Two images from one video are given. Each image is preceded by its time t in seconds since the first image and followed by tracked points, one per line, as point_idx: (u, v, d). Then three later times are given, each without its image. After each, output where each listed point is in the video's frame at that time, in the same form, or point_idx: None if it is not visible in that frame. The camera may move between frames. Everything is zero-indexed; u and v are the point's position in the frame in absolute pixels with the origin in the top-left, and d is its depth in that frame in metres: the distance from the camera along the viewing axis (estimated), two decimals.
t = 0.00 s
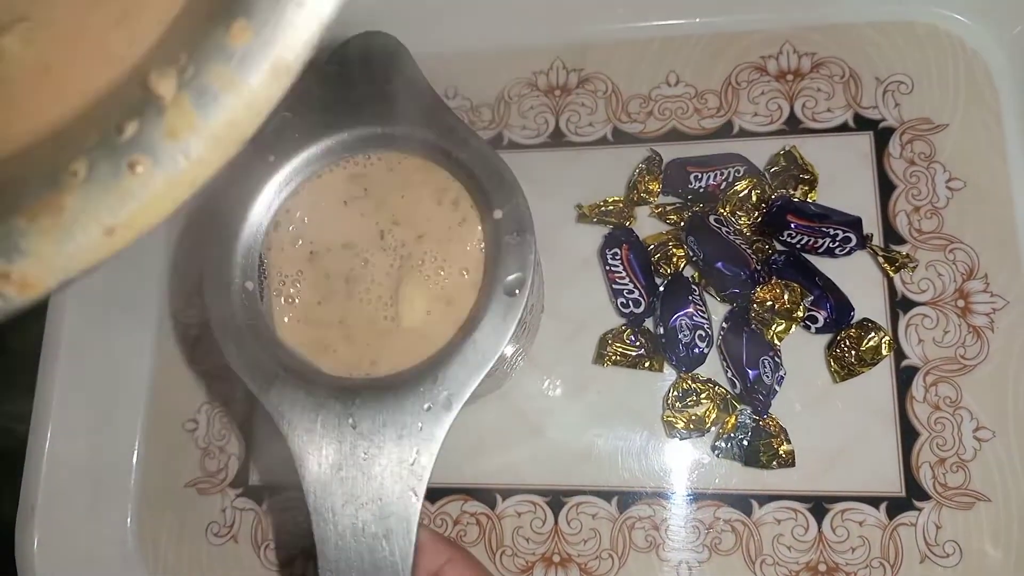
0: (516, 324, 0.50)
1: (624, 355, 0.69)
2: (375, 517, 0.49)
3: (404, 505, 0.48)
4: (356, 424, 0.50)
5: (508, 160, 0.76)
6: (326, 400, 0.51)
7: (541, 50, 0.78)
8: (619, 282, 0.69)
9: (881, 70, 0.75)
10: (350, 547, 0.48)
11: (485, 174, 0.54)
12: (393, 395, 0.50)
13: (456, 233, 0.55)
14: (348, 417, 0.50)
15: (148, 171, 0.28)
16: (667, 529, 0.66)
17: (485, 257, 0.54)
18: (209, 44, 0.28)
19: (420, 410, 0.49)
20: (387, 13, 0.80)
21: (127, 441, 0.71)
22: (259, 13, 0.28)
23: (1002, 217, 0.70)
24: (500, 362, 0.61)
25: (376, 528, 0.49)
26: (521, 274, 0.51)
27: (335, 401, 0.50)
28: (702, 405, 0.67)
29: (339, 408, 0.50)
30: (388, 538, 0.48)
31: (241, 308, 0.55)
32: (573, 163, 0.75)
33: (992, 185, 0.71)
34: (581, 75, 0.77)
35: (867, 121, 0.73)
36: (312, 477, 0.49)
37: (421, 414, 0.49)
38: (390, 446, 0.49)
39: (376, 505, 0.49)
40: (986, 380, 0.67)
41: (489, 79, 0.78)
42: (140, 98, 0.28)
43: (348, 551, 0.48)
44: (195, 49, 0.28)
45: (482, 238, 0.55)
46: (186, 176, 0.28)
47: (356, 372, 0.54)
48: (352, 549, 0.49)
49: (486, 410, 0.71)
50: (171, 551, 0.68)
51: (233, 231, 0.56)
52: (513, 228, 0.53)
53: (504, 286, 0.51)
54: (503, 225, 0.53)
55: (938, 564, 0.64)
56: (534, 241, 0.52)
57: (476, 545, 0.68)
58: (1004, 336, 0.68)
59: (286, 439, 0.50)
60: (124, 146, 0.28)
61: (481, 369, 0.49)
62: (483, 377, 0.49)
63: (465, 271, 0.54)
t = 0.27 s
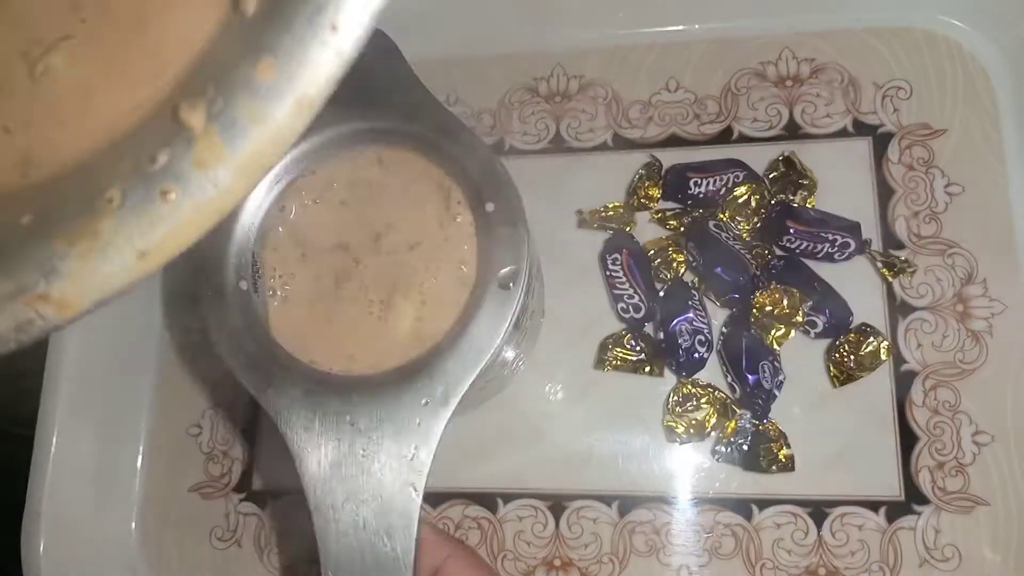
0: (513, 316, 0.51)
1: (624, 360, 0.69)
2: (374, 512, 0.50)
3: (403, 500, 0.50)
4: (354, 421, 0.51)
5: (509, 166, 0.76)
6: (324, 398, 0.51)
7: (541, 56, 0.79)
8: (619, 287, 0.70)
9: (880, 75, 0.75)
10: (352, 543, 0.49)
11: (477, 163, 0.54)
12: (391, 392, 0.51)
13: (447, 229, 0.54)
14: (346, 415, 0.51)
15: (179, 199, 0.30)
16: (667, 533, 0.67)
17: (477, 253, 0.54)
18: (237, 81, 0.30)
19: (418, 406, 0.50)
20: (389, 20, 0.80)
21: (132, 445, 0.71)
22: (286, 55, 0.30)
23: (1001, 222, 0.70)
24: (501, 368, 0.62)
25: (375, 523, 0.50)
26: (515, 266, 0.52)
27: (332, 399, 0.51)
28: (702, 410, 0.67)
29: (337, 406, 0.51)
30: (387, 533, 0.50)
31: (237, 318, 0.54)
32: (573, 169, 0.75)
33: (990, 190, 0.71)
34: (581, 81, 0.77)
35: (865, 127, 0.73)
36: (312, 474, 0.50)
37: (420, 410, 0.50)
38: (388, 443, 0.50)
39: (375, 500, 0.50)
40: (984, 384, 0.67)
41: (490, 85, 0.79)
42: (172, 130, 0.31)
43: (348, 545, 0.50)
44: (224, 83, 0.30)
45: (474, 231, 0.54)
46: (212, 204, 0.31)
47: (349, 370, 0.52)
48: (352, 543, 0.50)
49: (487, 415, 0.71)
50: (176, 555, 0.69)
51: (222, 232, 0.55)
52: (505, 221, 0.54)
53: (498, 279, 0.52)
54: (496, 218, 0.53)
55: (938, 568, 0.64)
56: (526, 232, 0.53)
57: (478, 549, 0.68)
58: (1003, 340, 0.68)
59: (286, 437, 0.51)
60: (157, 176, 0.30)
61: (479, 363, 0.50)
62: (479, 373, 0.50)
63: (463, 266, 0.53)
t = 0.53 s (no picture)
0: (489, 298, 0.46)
1: (628, 362, 0.70)
2: (321, 531, 0.42)
3: (355, 516, 0.42)
4: (301, 423, 0.44)
5: (515, 170, 0.77)
6: (270, 397, 0.46)
7: (547, 62, 0.80)
8: (623, 291, 0.71)
9: (883, 82, 0.75)
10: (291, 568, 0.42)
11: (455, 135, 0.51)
12: (347, 388, 0.45)
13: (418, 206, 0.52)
14: (293, 417, 0.44)
15: (240, 244, 0.28)
16: (670, 535, 0.67)
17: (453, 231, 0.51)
18: (291, 141, 0.28)
19: (376, 405, 0.43)
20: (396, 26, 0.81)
21: (142, 445, 0.72)
22: (338, 118, 0.27)
23: (1002, 227, 0.71)
24: (506, 369, 0.63)
25: (322, 544, 0.42)
26: (495, 242, 0.47)
27: (279, 397, 0.46)
28: (705, 412, 0.68)
29: (282, 407, 0.45)
30: (337, 557, 0.42)
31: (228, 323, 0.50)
32: (578, 174, 0.76)
33: (992, 196, 0.72)
34: (586, 87, 0.78)
35: (868, 132, 0.74)
36: (251, 485, 0.43)
37: (377, 411, 0.43)
38: (341, 449, 0.43)
39: (323, 518, 0.42)
40: (986, 387, 0.68)
41: (496, 91, 0.80)
42: (230, 180, 0.29)
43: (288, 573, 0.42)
44: (280, 140, 0.28)
45: (451, 211, 0.52)
46: (268, 252, 0.28)
47: (320, 365, 0.49)
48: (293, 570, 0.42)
49: (493, 417, 0.72)
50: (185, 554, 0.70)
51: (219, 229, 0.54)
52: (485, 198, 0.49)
53: (477, 258, 0.47)
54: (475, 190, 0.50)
55: (940, 570, 0.65)
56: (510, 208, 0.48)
57: (483, 550, 0.69)
58: (1004, 344, 0.68)
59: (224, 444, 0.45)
60: (216, 223, 0.28)
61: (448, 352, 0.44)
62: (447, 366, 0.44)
63: (436, 252, 0.51)
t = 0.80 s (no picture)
0: (481, 315, 0.49)
1: (629, 364, 0.70)
2: (321, 542, 0.42)
3: (352, 526, 0.42)
4: (301, 438, 0.44)
5: (516, 173, 0.77)
6: (268, 416, 0.46)
7: (548, 66, 0.80)
8: (624, 293, 0.70)
9: (884, 85, 0.76)
10: None
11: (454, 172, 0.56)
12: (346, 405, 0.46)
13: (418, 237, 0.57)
14: (293, 432, 0.44)
15: (249, 267, 0.29)
16: (671, 537, 0.67)
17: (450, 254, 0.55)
18: (303, 166, 0.29)
19: (373, 421, 0.44)
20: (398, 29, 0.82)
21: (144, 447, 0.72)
22: (349, 145, 0.29)
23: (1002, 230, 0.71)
24: (507, 373, 0.63)
25: (322, 555, 0.42)
26: (485, 266, 0.51)
27: (276, 416, 0.46)
28: (705, 414, 0.68)
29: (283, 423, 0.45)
30: (335, 567, 0.42)
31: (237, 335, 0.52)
32: (579, 177, 0.76)
33: (992, 199, 0.72)
34: (587, 90, 0.78)
35: (869, 135, 0.74)
36: (252, 498, 0.43)
37: (374, 426, 0.44)
38: (338, 461, 0.43)
39: (322, 530, 0.42)
40: (987, 390, 0.68)
41: (497, 94, 0.80)
42: (240, 205, 0.30)
43: None
44: (290, 165, 0.29)
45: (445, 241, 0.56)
46: (279, 276, 0.29)
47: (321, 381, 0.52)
48: None
49: (495, 419, 0.72)
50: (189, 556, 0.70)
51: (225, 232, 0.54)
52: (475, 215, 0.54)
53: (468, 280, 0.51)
54: (468, 212, 0.55)
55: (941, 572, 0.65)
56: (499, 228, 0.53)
57: (485, 552, 0.69)
58: (1005, 347, 0.69)
59: (223, 460, 0.44)
60: (225, 247, 0.29)
61: (443, 368, 0.46)
62: (443, 382, 0.46)
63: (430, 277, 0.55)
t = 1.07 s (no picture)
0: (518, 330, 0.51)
1: (628, 368, 0.70)
2: (376, 532, 0.47)
3: (406, 519, 0.47)
4: (358, 436, 0.49)
5: (516, 177, 0.77)
6: (327, 413, 0.50)
7: (547, 70, 0.80)
8: (624, 297, 0.71)
9: (882, 87, 0.76)
10: (351, 568, 0.47)
11: (481, 175, 0.56)
12: (399, 408, 0.50)
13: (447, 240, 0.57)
14: (350, 431, 0.49)
15: (251, 270, 0.29)
16: (671, 540, 0.68)
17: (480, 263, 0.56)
18: (301, 168, 0.29)
19: (423, 421, 0.49)
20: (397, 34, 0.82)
21: (144, 451, 0.72)
22: (350, 149, 0.29)
23: (1001, 233, 0.71)
24: (507, 377, 0.63)
25: (376, 543, 0.47)
26: (523, 283, 0.53)
27: (334, 415, 0.50)
28: (705, 418, 0.69)
29: (340, 422, 0.49)
30: (389, 554, 0.47)
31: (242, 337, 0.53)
32: (579, 180, 0.76)
33: (991, 201, 0.72)
34: (586, 94, 0.79)
35: (868, 138, 0.74)
36: (313, 490, 0.48)
37: (425, 426, 0.49)
38: (393, 459, 0.48)
39: (376, 520, 0.47)
40: (986, 392, 0.68)
41: (496, 98, 0.80)
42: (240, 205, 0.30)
43: (348, 569, 0.47)
44: (287, 167, 0.29)
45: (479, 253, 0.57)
46: (279, 277, 0.30)
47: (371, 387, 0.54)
48: (352, 566, 0.47)
49: (494, 423, 0.72)
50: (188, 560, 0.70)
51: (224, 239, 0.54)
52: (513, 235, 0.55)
53: (507, 296, 0.53)
54: (505, 234, 0.55)
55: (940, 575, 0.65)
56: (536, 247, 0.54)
57: (485, 556, 0.69)
58: (1004, 350, 0.69)
59: (286, 454, 0.49)
60: (226, 250, 0.30)
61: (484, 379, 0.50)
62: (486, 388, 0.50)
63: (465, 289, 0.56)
